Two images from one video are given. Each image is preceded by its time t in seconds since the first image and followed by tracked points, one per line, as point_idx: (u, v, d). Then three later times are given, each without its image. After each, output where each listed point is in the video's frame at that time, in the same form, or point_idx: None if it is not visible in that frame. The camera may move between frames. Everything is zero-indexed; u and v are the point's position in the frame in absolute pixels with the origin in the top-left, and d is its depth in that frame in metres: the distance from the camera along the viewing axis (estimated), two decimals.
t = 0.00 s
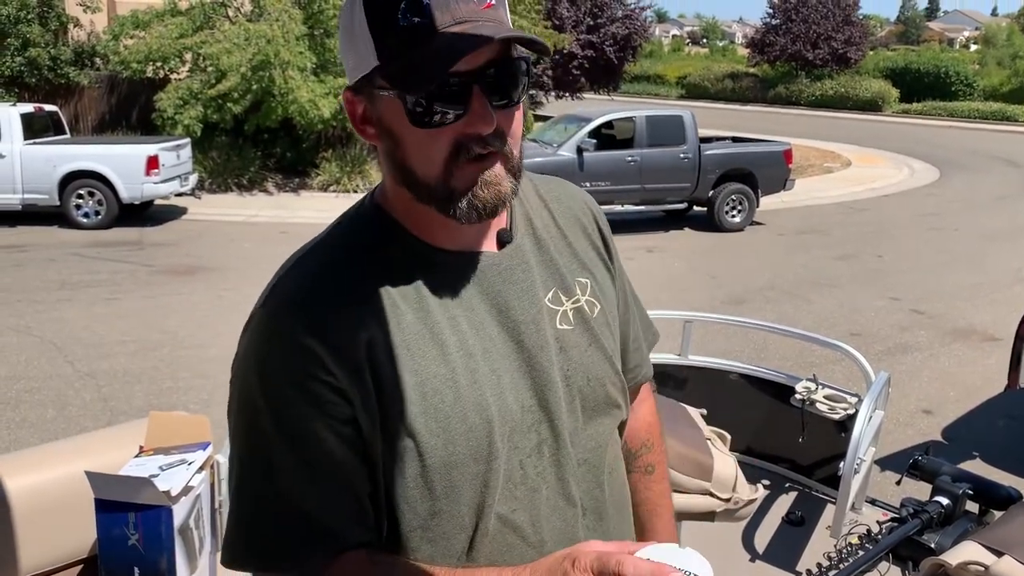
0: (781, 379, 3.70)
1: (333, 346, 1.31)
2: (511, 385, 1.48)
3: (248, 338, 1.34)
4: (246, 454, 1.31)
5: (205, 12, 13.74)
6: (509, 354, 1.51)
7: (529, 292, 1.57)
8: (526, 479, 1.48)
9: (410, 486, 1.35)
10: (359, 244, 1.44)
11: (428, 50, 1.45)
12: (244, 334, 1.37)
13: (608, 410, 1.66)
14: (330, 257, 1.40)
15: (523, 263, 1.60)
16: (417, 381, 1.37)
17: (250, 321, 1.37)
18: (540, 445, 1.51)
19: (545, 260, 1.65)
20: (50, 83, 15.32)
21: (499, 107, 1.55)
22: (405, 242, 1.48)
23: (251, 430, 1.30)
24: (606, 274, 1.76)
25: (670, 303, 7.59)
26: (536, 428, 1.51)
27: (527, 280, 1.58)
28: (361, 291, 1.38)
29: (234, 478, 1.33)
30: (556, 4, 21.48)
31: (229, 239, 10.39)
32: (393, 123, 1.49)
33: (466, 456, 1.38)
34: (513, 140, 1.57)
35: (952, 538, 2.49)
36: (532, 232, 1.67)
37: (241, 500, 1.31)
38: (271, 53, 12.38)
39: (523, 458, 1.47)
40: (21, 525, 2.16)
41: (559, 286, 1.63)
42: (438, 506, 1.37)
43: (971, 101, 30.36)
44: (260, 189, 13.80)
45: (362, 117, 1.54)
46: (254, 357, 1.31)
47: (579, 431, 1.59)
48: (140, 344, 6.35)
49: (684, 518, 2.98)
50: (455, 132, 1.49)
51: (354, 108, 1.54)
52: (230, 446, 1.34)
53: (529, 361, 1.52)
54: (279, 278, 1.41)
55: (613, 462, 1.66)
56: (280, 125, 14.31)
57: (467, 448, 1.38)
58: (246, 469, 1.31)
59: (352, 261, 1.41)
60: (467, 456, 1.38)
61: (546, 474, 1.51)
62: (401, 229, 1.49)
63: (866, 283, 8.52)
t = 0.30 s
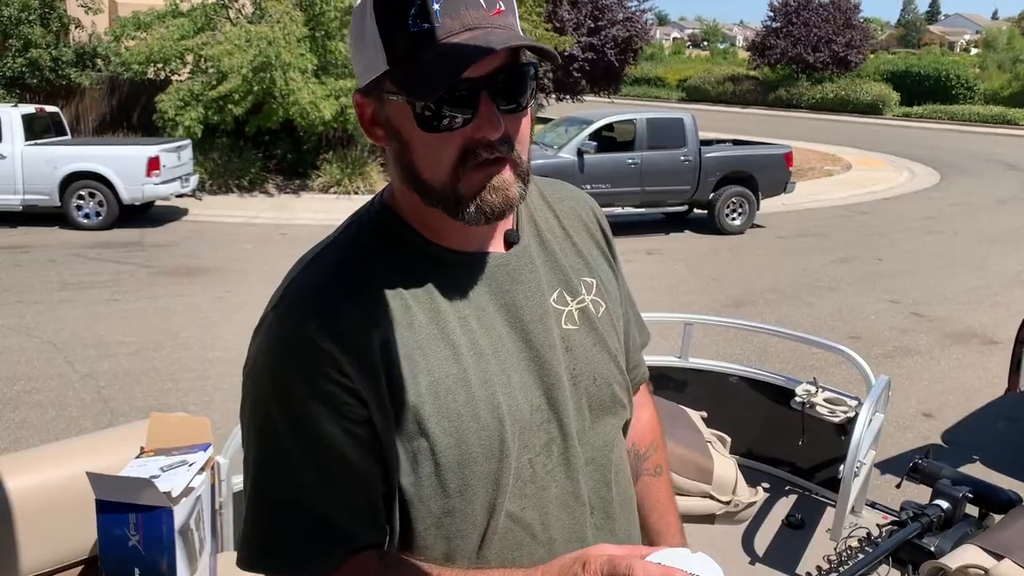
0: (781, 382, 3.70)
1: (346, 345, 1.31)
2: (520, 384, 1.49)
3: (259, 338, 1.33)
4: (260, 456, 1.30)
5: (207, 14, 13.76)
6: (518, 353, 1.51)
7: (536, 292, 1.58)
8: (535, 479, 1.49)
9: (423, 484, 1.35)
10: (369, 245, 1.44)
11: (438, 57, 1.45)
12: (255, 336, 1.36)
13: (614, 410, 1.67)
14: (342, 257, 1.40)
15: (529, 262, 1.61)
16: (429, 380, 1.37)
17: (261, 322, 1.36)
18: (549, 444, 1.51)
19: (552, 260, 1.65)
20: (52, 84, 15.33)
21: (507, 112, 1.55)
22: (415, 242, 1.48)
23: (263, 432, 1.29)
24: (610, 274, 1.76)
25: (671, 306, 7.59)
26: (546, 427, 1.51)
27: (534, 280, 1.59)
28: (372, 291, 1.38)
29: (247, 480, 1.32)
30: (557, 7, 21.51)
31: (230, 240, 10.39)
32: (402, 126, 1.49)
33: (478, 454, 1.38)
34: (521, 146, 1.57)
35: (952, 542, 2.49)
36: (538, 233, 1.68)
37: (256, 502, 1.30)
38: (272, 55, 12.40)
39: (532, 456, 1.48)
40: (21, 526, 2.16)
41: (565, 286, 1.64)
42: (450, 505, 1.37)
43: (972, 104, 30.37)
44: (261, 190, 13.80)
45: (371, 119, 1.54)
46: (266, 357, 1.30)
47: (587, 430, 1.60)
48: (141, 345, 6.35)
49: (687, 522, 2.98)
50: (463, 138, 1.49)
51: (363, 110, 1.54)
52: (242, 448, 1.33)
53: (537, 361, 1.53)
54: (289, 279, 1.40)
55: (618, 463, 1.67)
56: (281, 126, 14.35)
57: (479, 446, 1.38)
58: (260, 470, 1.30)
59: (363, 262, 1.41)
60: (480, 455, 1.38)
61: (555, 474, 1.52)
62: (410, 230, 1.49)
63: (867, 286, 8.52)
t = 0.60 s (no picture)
0: (781, 386, 3.71)
1: (353, 347, 1.32)
2: (524, 387, 1.50)
3: (267, 338, 1.34)
4: (265, 455, 1.30)
5: (208, 16, 13.79)
6: (523, 357, 1.52)
7: (541, 296, 1.59)
8: (537, 481, 1.49)
9: (426, 486, 1.36)
10: (376, 249, 1.45)
11: (464, 85, 1.43)
12: (263, 336, 1.37)
13: (616, 414, 1.67)
14: (349, 260, 1.41)
15: (534, 266, 1.61)
16: (434, 383, 1.38)
17: (268, 323, 1.37)
18: (551, 446, 1.52)
19: (557, 266, 1.66)
20: (54, 86, 15.36)
21: (525, 137, 1.54)
22: (424, 249, 1.48)
23: (270, 432, 1.30)
24: (614, 280, 1.77)
25: (671, 309, 7.59)
26: (548, 430, 1.52)
27: (539, 284, 1.60)
28: (379, 294, 1.39)
29: (252, 477, 1.33)
30: (558, 10, 21.54)
31: (231, 242, 10.41)
32: (418, 139, 1.48)
33: (482, 456, 1.39)
34: (535, 171, 1.56)
35: (952, 545, 2.49)
36: (544, 237, 1.68)
37: (262, 501, 1.31)
38: (274, 57, 12.43)
39: (534, 459, 1.49)
40: (23, 526, 2.17)
41: (570, 291, 1.64)
42: (453, 506, 1.38)
43: (973, 108, 30.37)
44: (262, 192, 13.82)
45: (384, 124, 1.52)
46: (273, 358, 1.30)
47: (589, 433, 1.61)
48: (142, 347, 6.36)
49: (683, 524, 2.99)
50: (481, 161, 1.48)
51: (377, 115, 1.53)
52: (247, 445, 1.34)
53: (540, 364, 1.53)
54: (297, 280, 1.41)
55: (620, 466, 1.67)
56: (282, 129, 14.37)
57: (483, 449, 1.39)
58: (266, 470, 1.30)
59: (369, 265, 1.42)
60: (483, 457, 1.39)
61: (557, 476, 1.53)
62: (418, 237, 1.49)
63: (867, 289, 8.52)
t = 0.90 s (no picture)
0: (784, 387, 3.71)
1: (362, 347, 1.32)
2: (531, 388, 1.50)
3: (277, 338, 1.35)
4: (275, 453, 1.31)
5: (211, 16, 13.78)
6: (530, 358, 1.53)
7: (547, 297, 1.59)
8: (544, 480, 1.50)
9: (434, 485, 1.37)
10: (385, 249, 1.45)
11: (483, 96, 1.44)
12: (273, 336, 1.37)
13: (622, 415, 1.68)
14: (359, 261, 1.41)
15: (540, 267, 1.61)
16: (441, 383, 1.38)
17: (278, 323, 1.37)
18: (558, 446, 1.53)
19: (562, 267, 1.66)
20: (56, 86, 15.37)
21: (540, 146, 1.55)
22: (433, 252, 1.49)
23: (280, 431, 1.30)
24: (619, 282, 1.77)
25: (673, 309, 7.59)
26: (555, 430, 1.53)
27: (545, 285, 1.60)
28: (388, 295, 1.39)
29: (261, 476, 1.34)
30: (560, 11, 21.54)
31: (234, 242, 10.42)
32: (433, 145, 1.48)
33: (490, 456, 1.40)
34: (548, 179, 1.57)
35: (954, 546, 2.49)
36: (550, 239, 1.68)
37: (272, 499, 1.32)
38: (276, 57, 12.45)
39: (541, 459, 1.50)
40: (27, 526, 2.18)
41: (576, 292, 1.64)
42: (461, 506, 1.39)
43: (975, 109, 30.34)
44: (264, 192, 13.83)
45: (397, 128, 1.52)
46: (284, 358, 1.31)
47: (595, 434, 1.61)
48: (144, 347, 6.38)
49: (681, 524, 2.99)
50: (495, 168, 1.48)
51: (391, 118, 1.52)
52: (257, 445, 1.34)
53: (546, 365, 1.54)
54: (306, 281, 1.41)
55: (626, 467, 1.68)
56: (284, 129, 14.38)
57: (491, 448, 1.40)
58: (276, 468, 1.31)
59: (378, 265, 1.42)
60: (491, 456, 1.40)
61: (563, 476, 1.53)
62: (428, 240, 1.49)
63: (869, 290, 8.52)
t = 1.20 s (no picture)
0: (787, 384, 3.71)
1: (367, 347, 1.33)
2: (535, 386, 1.51)
3: (284, 336, 1.35)
4: (282, 452, 1.31)
5: (214, 12, 13.77)
6: (534, 356, 1.53)
7: (551, 296, 1.59)
8: (547, 479, 1.51)
9: (438, 484, 1.38)
10: (392, 249, 1.46)
11: (488, 96, 1.44)
12: (279, 334, 1.38)
13: (627, 415, 1.68)
14: (365, 260, 1.42)
15: (546, 266, 1.62)
16: (446, 382, 1.39)
17: (285, 321, 1.38)
18: (561, 445, 1.53)
19: (567, 266, 1.66)
20: (60, 82, 15.38)
21: (547, 144, 1.55)
22: (438, 251, 1.49)
23: (287, 428, 1.31)
24: (628, 279, 1.77)
25: (676, 306, 7.60)
26: (558, 429, 1.53)
27: (550, 284, 1.60)
28: (394, 293, 1.40)
29: (266, 474, 1.34)
30: (564, 7, 21.50)
31: (237, 238, 10.43)
32: (440, 146, 1.49)
33: (494, 454, 1.41)
34: (555, 177, 1.57)
35: (957, 543, 2.50)
36: (555, 238, 1.68)
37: (278, 496, 1.32)
38: (279, 53, 12.46)
39: (545, 457, 1.51)
40: (33, 523, 2.19)
41: (580, 291, 1.64)
42: (465, 504, 1.40)
43: (979, 105, 30.25)
44: (267, 189, 13.84)
45: (404, 130, 1.53)
46: (290, 356, 1.32)
47: (599, 433, 1.62)
48: (148, 343, 6.39)
49: (681, 521, 3.00)
50: (503, 168, 1.48)
51: (397, 120, 1.53)
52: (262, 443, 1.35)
53: (551, 364, 1.54)
54: (312, 280, 1.42)
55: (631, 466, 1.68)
56: (287, 125, 14.39)
57: (495, 446, 1.41)
58: (282, 466, 1.31)
59: (385, 264, 1.43)
60: (494, 454, 1.41)
61: (567, 475, 1.54)
62: (434, 241, 1.50)
63: (873, 287, 8.51)
